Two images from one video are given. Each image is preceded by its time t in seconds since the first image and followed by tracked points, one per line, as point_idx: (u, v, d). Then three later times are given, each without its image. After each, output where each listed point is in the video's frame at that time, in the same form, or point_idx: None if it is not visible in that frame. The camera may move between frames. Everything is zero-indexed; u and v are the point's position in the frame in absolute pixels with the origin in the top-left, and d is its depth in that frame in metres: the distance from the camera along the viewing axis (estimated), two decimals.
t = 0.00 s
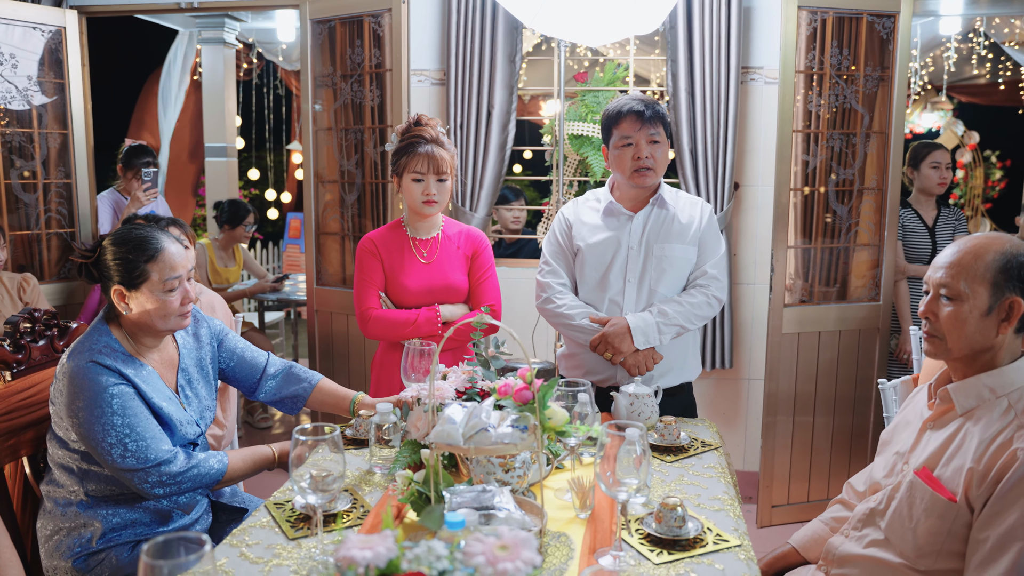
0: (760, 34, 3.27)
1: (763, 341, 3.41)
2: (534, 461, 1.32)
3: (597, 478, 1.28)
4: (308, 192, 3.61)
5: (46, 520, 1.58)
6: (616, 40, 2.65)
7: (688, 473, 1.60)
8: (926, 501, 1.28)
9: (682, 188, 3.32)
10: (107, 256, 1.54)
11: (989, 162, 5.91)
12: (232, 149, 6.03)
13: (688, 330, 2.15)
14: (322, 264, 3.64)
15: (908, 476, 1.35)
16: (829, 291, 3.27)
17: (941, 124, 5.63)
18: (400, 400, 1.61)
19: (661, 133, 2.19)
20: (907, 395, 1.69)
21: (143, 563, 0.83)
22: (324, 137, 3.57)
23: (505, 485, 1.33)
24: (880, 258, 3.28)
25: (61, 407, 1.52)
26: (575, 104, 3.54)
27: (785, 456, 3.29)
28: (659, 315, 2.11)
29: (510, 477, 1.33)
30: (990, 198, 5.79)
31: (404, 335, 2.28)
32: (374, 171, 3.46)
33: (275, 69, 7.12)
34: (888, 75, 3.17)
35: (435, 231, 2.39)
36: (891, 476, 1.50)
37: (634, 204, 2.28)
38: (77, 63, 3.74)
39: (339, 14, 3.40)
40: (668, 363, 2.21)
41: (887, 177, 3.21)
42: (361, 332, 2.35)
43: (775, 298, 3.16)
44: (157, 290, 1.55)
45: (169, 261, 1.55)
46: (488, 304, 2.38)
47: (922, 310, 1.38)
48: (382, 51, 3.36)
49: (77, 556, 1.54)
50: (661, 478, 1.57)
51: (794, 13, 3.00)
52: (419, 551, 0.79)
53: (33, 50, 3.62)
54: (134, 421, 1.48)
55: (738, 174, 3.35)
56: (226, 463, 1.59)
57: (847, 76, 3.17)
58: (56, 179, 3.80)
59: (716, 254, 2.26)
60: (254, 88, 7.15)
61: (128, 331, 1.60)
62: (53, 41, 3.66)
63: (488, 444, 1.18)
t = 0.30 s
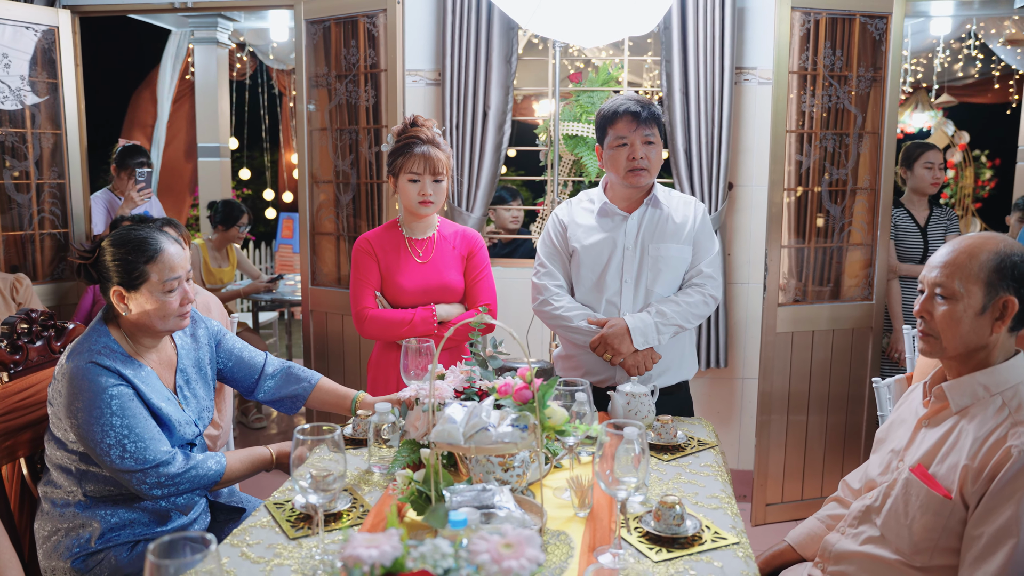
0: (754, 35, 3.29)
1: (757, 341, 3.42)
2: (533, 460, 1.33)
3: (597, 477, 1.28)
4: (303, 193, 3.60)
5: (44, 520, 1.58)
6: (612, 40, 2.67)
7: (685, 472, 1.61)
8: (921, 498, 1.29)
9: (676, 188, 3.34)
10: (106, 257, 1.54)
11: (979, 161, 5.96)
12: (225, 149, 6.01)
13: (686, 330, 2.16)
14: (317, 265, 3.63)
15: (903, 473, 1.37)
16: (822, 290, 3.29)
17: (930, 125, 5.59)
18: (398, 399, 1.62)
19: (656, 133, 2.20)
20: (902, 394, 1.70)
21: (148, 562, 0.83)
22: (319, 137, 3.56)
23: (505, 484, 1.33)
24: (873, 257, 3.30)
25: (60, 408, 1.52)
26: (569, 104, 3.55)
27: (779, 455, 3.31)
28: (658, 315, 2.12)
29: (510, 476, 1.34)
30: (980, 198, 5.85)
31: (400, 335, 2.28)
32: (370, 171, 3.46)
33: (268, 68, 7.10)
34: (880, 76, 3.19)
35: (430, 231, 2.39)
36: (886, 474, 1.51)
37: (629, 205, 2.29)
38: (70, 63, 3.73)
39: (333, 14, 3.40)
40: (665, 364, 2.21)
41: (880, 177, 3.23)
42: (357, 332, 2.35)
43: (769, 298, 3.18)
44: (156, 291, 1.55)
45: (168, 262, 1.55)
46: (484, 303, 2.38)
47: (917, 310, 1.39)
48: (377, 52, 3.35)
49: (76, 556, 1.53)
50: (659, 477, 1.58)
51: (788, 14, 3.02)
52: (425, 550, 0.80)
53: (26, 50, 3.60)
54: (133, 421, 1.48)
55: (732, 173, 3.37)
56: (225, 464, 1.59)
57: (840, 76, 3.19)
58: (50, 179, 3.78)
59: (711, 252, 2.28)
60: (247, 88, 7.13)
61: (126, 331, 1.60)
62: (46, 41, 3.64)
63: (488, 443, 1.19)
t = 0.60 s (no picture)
0: (749, 35, 3.30)
1: (752, 340, 3.44)
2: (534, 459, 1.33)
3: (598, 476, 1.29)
4: (299, 193, 3.60)
5: (43, 522, 1.57)
6: (608, 41, 2.67)
7: (684, 471, 1.62)
8: (919, 497, 1.30)
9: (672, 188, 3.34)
10: (107, 255, 1.54)
11: (970, 161, 5.99)
12: (219, 149, 5.99)
13: (685, 331, 2.17)
14: (313, 265, 3.63)
15: (902, 471, 1.38)
16: (816, 290, 3.30)
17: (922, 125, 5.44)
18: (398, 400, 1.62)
19: (657, 132, 2.20)
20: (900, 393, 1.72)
21: (154, 563, 0.83)
22: (316, 137, 3.56)
23: (506, 484, 1.34)
24: (868, 257, 3.32)
25: (59, 408, 1.52)
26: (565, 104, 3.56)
27: (775, 454, 3.32)
28: (657, 316, 2.13)
29: (511, 476, 1.34)
30: (971, 198, 5.90)
31: (397, 335, 2.28)
32: (366, 171, 3.45)
33: (262, 68, 7.08)
34: (875, 76, 3.21)
35: (427, 232, 2.39)
36: (884, 472, 1.52)
37: (629, 205, 2.30)
38: (64, 63, 3.71)
39: (329, 14, 3.40)
40: (665, 364, 2.22)
41: (875, 177, 3.25)
42: (354, 332, 2.35)
43: (765, 297, 3.19)
44: (156, 290, 1.54)
45: (168, 261, 1.55)
46: (481, 303, 2.38)
47: (915, 309, 1.40)
48: (373, 52, 3.35)
49: (76, 557, 1.53)
50: (658, 477, 1.58)
51: (783, 15, 3.03)
52: (432, 550, 0.80)
53: (20, 49, 3.59)
54: (132, 421, 1.48)
55: (727, 174, 3.38)
56: (224, 464, 1.59)
57: (835, 77, 3.20)
58: (44, 180, 3.77)
59: (711, 253, 2.28)
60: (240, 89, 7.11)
61: (126, 330, 1.60)
62: (40, 40, 3.62)
63: (490, 443, 1.19)
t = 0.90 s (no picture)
0: (746, 36, 3.31)
1: (749, 340, 3.45)
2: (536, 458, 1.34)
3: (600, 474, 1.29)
4: (295, 193, 3.60)
5: (43, 522, 1.57)
6: (605, 41, 2.68)
7: (684, 470, 1.63)
8: (919, 495, 1.31)
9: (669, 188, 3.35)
10: (99, 256, 1.53)
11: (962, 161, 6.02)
12: (213, 149, 5.98)
13: (690, 332, 2.18)
14: (310, 265, 3.62)
15: (901, 470, 1.39)
16: (812, 290, 3.32)
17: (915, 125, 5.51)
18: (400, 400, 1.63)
19: (658, 135, 2.19)
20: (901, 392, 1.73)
21: (163, 562, 0.84)
22: (313, 138, 3.56)
23: (509, 483, 1.34)
24: (863, 257, 3.34)
25: (58, 411, 1.51)
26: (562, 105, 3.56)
27: (771, 453, 3.33)
28: (661, 316, 2.13)
29: (513, 475, 1.34)
30: (964, 198, 5.93)
31: (396, 336, 2.28)
32: (363, 171, 3.45)
33: (256, 68, 7.06)
34: (870, 77, 3.23)
35: (425, 232, 2.39)
36: (884, 470, 1.53)
37: (637, 206, 2.31)
38: (60, 63, 3.70)
39: (326, 14, 3.39)
40: (669, 364, 2.24)
41: (870, 178, 3.27)
42: (352, 332, 2.35)
43: (761, 297, 3.21)
44: (149, 291, 1.54)
45: (161, 262, 1.55)
46: (479, 304, 2.39)
47: (914, 308, 1.41)
48: (371, 52, 3.35)
49: (76, 558, 1.52)
50: (658, 476, 1.59)
51: (779, 16, 3.05)
52: (441, 548, 0.80)
53: (15, 49, 3.57)
54: (134, 421, 1.48)
55: (724, 174, 3.39)
56: (226, 464, 1.59)
57: (831, 78, 3.22)
58: (39, 180, 3.75)
59: (718, 255, 2.29)
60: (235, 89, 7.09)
61: (120, 331, 1.59)
62: (36, 40, 3.61)
63: (494, 442, 1.19)
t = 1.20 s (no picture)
0: (740, 37, 3.33)
1: (743, 339, 3.47)
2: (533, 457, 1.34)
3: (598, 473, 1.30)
4: (291, 193, 3.60)
5: (41, 522, 1.57)
6: (599, 42, 2.69)
7: (680, 468, 1.64)
8: (913, 492, 1.32)
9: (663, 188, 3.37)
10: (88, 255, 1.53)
11: (953, 162, 6.08)
12: (207, 149, 5.97)
13: (684, 332, 2.19)
14: (305, 265, 3.62)
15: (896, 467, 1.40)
16: (805, 289, 3.34)
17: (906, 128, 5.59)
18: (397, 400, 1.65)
19: (653, 139, 2.20)
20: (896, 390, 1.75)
21: (168, 560, 0.84)
22: (308, 138, 3.56)
23: (507, 481, 1.35)
24: (856, 257, 3.36)
25: (53, 409, 1.51)
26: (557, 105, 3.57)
27: (765, 452, 3.35)
28: (655, 316, 2.15)
29: (511, 474, 1.35)
30: (954, 198, 5.98)
31: (392, 335, 2.28)
32: (358, 172, 3.45)
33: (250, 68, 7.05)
34: (863, 78, 3.25)
35: (421, 232, 2.40)
36: (878, 468, 1.54)
37: (635, 206, 2.32)
38: (54, 63, 3.69)
39: (321, 15, 3.39)
40: (664, 365, 2.25)
41: (863, 178, 3.29)
42: (348, 332, 2.35)
43: (755, 297, 3.23)
44: (134, 290, 1.54)
45: (149, 261, 1.54)
46: (476, 303, 2.39)
47: (908, 307, 1.43)
48: (366, 53, 3.35)
49: (75, 557, 1.52)
50: (655, 474, 1.60)
51: (772, 18, 3.07)
52: (443, 545, 0.81)
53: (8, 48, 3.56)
54: (129, 419, 1.48)
55: (718, 174, 3.41)
56: (223, 461, 1.59)
57: (823, 79, 3.24)
58: (33, 180, 3.74)
59: (715, 256, 2.30)
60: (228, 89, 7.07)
61: (112, 329, 1.60)
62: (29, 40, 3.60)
63: (493, 441, 1.20)
